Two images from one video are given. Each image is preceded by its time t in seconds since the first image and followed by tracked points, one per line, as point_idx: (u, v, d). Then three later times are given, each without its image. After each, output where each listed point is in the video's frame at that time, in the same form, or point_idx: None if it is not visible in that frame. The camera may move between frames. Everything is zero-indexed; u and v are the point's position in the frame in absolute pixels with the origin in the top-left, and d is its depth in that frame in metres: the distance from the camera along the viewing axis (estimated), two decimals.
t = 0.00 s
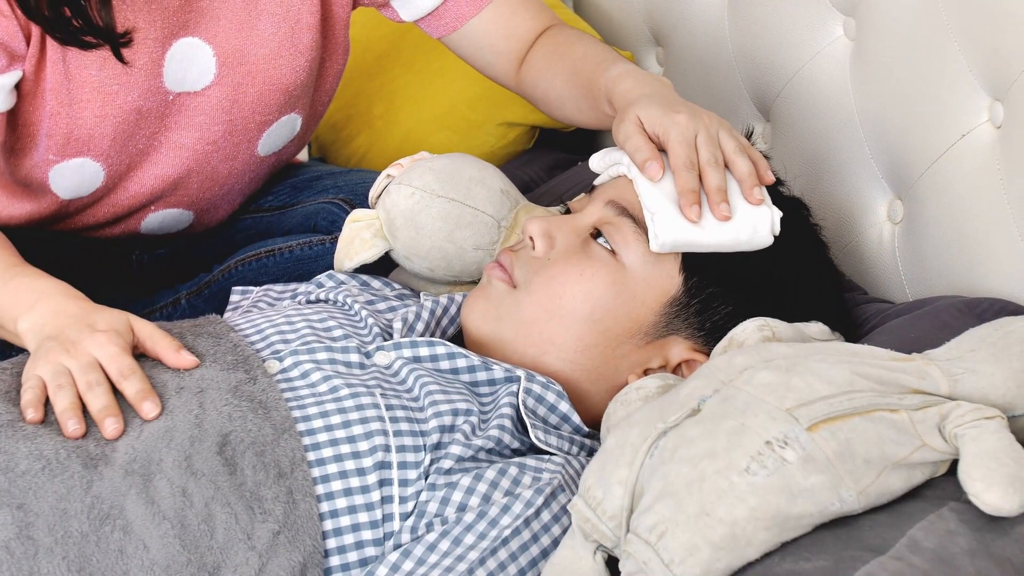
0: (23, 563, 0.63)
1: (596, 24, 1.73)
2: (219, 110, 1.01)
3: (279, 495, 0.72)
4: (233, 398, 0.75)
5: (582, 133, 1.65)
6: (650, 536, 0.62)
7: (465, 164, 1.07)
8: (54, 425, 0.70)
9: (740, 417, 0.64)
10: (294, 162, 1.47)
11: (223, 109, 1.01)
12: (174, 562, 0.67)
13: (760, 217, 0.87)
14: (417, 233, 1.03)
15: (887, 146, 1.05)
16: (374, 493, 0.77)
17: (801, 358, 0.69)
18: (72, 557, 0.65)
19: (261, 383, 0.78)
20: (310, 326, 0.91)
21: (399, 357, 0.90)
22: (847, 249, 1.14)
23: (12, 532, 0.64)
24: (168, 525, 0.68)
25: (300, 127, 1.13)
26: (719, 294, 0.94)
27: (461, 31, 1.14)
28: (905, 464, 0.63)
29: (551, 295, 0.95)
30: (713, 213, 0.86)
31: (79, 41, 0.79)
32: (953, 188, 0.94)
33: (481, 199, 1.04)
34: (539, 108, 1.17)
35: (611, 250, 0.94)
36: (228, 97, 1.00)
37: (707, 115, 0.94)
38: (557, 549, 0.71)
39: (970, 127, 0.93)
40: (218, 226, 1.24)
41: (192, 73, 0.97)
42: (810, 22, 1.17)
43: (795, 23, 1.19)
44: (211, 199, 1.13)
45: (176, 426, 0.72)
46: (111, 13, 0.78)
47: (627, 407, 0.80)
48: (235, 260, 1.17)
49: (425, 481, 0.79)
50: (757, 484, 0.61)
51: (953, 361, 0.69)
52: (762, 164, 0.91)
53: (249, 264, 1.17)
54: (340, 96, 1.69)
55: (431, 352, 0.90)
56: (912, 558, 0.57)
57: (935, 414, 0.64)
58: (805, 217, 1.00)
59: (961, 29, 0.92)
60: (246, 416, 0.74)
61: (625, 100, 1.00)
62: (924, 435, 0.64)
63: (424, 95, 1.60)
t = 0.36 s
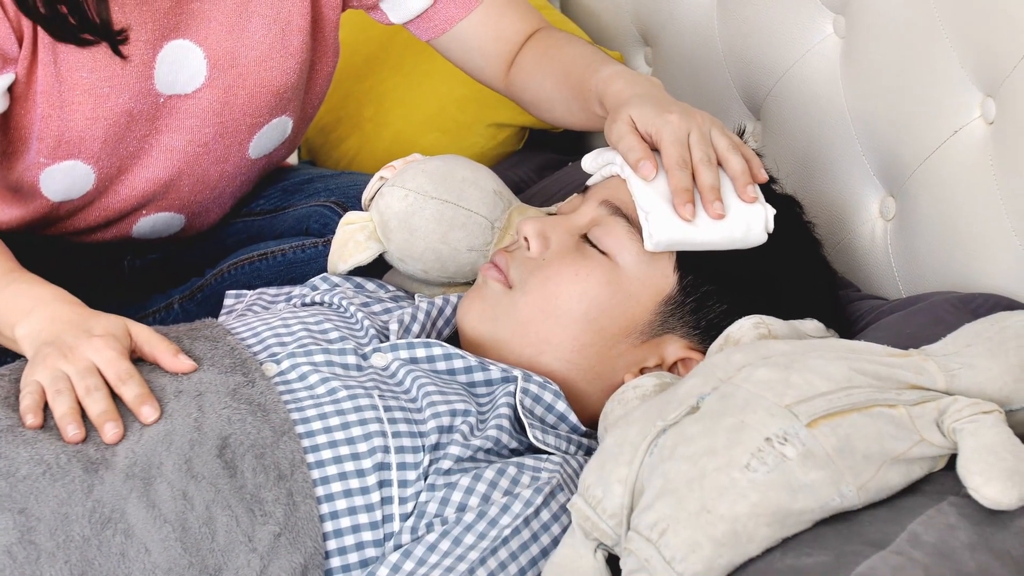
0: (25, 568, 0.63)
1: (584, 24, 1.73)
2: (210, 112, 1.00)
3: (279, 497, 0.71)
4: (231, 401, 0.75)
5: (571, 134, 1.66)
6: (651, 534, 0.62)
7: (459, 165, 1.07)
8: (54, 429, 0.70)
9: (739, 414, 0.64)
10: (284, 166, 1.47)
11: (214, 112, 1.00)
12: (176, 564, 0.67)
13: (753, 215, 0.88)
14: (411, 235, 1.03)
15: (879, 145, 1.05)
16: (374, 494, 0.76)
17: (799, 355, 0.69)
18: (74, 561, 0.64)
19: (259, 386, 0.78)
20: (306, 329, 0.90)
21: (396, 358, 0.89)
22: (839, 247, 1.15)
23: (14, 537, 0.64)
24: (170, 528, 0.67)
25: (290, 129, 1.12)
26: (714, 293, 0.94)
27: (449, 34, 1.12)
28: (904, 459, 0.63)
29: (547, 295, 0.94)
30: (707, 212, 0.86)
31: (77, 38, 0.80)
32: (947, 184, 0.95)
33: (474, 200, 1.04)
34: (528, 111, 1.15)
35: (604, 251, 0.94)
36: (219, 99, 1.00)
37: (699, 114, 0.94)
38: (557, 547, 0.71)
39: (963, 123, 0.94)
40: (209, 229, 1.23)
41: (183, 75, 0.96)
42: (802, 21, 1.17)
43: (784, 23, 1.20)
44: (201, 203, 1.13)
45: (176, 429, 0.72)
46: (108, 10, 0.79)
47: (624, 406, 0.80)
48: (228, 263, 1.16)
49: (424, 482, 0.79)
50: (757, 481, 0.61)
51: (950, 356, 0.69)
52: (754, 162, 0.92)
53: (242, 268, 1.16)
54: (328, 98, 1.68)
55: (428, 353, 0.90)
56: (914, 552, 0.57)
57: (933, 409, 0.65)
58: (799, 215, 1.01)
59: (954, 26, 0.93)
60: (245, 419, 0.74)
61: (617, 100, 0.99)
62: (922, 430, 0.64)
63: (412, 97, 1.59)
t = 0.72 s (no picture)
0: (29, 571, 0.64)
1: (574, 26, 1.73)
2: (205, 111, 1.00)
3: (280, 500, 0.72)
4: (232, 403, 0.76)
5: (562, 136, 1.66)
6: (653, 534, 0.62)
7: (453, 168, 1.06)
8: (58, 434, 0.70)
9: (739, 414, 0.64)
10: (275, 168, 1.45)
11: (209, 110, 1.00)
12: (178, 567, 0.68)
13: (749, 216, 0.88)
14: (406, 237, 1.01)
15: (872, 146, 1.06)
16: (374, 496, 0.77)
17: (798, 354, 0.69)
18: (78, 564, 0.65)
19: (259, 389, 0.78)
20: (305, 331, 0.90)
21: (393, 361, 0.89)
22: (832, 248, 1.15)
23: (18, 540, 0.64)
24: (173, 531, 0.68)
25: (284, 132, 1.12)
26: (710, 293, 0.95)
27: (445, 37, 1.11)
28: (903, 458, 0.64)
29: (543, 296, 0.94)
30: (702, 212, 0.86)
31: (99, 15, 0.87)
32: (941, 184, 0.95)
33: (469, 203, 1.03)
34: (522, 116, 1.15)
35: (602, 252, 0.94)
36: (214, 98, 0.99)
37: (693, 115, 0.95)
38: (558, 548, 0.71)
39: (956, 123, 0.94)
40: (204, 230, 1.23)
41: (178, 74, 0.96)
42: (791, 23, 1.18)
43: (775, 24, 1.20)
44: (193, 206, 1.12)
45: (177, 432, 0.72)
46: None
47: (622, 406, 0.80)
48: (223, 266, 1.16)
49: (424, 483, 0.79)
50: (758, 481, 0.61)
51: (947, 355, 0.70)
52: (749, 162, 0.92)
53: (235, 271, 1.16)
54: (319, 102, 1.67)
55: (426, 355, 0.89)
56: (915, 551, 0.57)
57: (932, 408, 0.65)
58: (793, 215, 1.01)
59: (947, 27, 0.93)
60: (246, 421, 0.75)
61: (611, 102, 0.99)
62: (921, 429, 0.64)
63: (404, 99, 1.59)
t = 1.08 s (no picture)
0: (33, 570, 0.67)
1: (563, 24, 1.71)
2: (207, 104, 0.93)
3: (281, 500, 0.74)
4: (233, 403, 0.78)
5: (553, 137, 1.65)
6: (655, 533, 0.62)
7: (450, 169, 1.06)
8: (59, 436, 0.73)
9: (741, 413, 0.64)
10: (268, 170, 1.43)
11: (211, 104, 0.93)
12: (180, 567, 0.70)
13: (745, 215, 0.88)
14: (404, 238, 1.01)
15: (868, 147, 1.05)
16: (375, 496, 0.78)
17: (798, 354, 0.69)
18: (81, 564, 0.68)
19: (260, 389, 0.80)
20: (302, 330, 0.91)
21: (392, 361, 0.89)
22: (825, 248, 1.15)
23: (21, 540, 0.67)
24: (173, 531, 0.71)
25: (283, 130, 1.06)
26: (707, 293, 0.94)
27: (439, 38, 1.07)
28: (905, 458, 0.64)
29: (542, 296, 0.94)
30: (699, 212, 0.86)
31: None
32: (938, 185, 0.95)
33: (466, 203, 1.03)
34: (515, 120, 1.12)
35: (600, 252, 0.94)
36: (216, 91, 0.92)
37: (690, 116, 0.94)
38: (559, 548, 0.70)
39: (951, 124, 0.94)
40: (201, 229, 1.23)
41: (182, 67, 0.89)
42: (789, 23, 1.15)
43: (771, 24, 1.18)
44: (188, 199, 1.05)
45: (180, 431, 0.75)
46: None
47: (621, 407, 0.79)
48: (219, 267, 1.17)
49: (424, 483, 0.80)
50: (761, 480, 0.61)
51: (948, 355, 0.70)
52: (745, 162, 0.91)
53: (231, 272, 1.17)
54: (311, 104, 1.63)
55: (425, 355, 0.89)
56: (918, 550, 0.57)
57: (933, 407, 0.65)
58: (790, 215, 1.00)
59: (944, 28, 0.93)
60: (247, 422, 0.77)
61: (606, 105, 0.98)
62: (923, 429, 0.64)
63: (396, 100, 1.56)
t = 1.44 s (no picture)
0: (39, 570, 0.67)
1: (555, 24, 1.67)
2: (229, 91, 0.96)
3: (286, 500, 0.74)
4: (238, 403, 0.78)
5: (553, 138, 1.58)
6: (662, 532, 0.62)
7: (450, 168, 0.99)
8: (64, 436, 0.73)
9: (747, 412, 0.64)
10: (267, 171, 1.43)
11: (232, 90, 0.96)
12: (186, 566, 0.70)
13: (748, 217, 0.88)
14: (403, 239, 0.96)
15: (868, 147, 1.04)
16: (380, 496, 0.78)
17: (803, 354, 0.69)
18: (87, 564, 0.68)
19: (264, 389, 0.80)
20: (306, 332, 0.91)
21: (395, 361, 0.89)
22: (827, 248, 1.14)
23: (28, 541, 0.67)
24: (179, 531, 0.71)
25: (295, 116, 1.09)
26: (709, 293, 0.94)
27: (436, 28, 1.07)
28: (910, 456, 0.64)
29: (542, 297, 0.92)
30: (702, 213, 0.86)
31: None
32: (940, 186, 0.95)
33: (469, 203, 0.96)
34: (514, 118, 1.12)
35: (602, 252, 0.92)
36: (238, 78, 0.95)
37: (693, 116, 0.94)
38: (564, 548, 0.71)
39: (953, 124, 0.94)
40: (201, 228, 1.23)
41: (206, 53, 0.91)
42: (786, 22, 1.13)
43: (772, 23, 1.15)
44: (205, 185, 1.09)
45: (185, 431, 0.75)
46: None
47: (624, 408, 0.79)
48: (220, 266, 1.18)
49: (429, 483, 0.80)
50: (767, 479, 0.61)
51: (952, 354, 0.70)
52: (748, 163, 0.91)
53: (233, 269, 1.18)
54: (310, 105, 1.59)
55: (428, 356, 0.90)
56: (925, 548, 0.57)
57: (938, 406, 0.65)
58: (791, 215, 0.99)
59: (945, 28, 0.92)
60: (252, 422, 0.77)
61: (609, 105, 0.97)
62: (927, 427, 0.64)
63: (391, 101, 1.51)
